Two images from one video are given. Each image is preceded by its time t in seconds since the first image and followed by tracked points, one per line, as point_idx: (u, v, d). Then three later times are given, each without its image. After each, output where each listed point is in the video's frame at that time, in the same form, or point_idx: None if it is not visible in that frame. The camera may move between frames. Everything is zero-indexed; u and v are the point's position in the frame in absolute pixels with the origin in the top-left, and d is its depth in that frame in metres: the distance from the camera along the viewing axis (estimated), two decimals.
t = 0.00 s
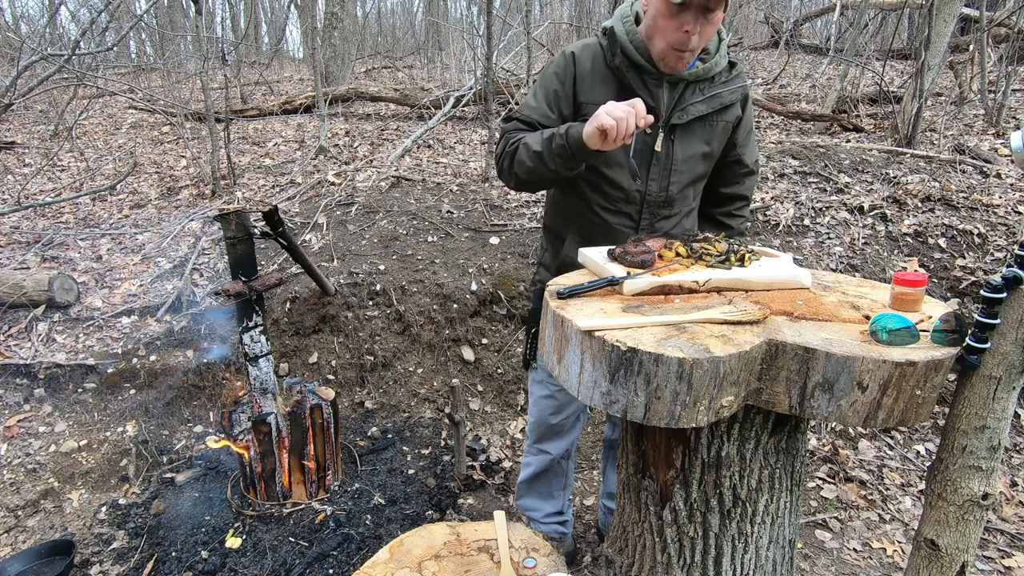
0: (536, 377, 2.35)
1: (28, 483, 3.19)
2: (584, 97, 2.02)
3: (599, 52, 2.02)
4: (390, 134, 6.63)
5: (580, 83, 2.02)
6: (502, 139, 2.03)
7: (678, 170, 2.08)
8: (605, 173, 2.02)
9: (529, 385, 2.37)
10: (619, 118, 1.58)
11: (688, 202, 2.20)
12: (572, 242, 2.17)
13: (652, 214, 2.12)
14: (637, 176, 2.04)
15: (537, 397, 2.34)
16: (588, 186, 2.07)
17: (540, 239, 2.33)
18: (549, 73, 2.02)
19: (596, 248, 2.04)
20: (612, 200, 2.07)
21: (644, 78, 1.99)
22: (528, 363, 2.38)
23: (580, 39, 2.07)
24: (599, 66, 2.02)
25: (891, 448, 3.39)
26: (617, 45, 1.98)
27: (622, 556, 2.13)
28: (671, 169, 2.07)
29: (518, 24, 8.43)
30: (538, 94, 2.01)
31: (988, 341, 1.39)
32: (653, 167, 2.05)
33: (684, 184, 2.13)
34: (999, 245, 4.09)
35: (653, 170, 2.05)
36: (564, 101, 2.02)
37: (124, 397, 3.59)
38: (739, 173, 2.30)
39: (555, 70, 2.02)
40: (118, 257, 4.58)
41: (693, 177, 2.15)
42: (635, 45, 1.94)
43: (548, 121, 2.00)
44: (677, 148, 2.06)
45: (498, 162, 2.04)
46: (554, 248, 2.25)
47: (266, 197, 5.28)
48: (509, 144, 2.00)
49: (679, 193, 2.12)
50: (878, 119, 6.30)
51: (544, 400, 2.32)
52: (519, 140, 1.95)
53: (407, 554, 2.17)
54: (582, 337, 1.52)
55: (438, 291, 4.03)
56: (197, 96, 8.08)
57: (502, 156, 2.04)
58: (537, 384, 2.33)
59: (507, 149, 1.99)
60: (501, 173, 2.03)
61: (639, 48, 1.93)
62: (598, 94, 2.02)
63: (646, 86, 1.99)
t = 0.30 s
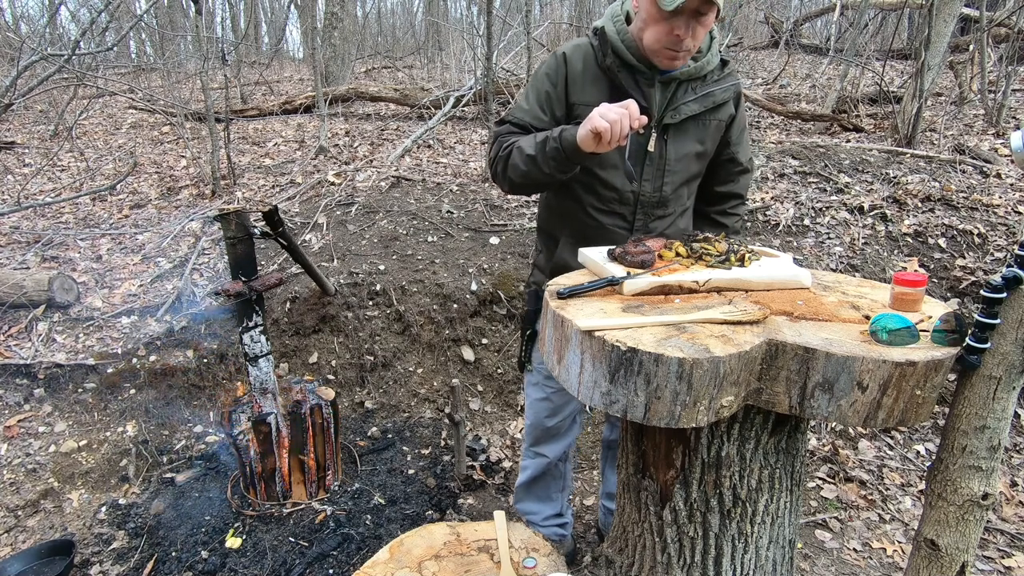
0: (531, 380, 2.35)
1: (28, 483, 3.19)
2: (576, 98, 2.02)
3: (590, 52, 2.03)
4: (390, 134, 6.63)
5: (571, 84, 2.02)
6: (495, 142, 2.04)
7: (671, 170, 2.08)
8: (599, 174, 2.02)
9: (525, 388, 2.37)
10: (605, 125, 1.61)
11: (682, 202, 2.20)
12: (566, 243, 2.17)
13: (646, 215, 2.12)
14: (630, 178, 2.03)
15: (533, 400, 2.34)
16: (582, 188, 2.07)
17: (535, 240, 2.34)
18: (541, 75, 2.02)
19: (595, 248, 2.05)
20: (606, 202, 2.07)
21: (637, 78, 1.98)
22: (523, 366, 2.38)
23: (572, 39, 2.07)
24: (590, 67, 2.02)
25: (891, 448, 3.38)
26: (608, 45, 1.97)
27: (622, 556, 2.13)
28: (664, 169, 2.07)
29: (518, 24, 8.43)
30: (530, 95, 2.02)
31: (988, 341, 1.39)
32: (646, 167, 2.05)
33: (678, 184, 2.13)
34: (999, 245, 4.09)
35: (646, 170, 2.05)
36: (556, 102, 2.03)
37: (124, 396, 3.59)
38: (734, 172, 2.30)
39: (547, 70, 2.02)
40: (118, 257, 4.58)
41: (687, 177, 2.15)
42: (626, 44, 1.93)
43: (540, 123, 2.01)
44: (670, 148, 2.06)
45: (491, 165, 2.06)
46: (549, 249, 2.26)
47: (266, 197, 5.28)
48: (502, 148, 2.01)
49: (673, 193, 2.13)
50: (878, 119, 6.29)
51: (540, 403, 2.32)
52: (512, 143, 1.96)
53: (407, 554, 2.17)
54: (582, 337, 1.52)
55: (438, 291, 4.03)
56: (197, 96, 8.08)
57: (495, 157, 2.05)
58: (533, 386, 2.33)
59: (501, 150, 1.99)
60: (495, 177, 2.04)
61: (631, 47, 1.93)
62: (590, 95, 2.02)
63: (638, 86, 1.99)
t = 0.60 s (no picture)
0: (521, 384, 2.36)
1: (28, 483, 3.19)
2: (564, 100, 2.03)
3: (575, 53, 2.01)
4: (390, 134, 6.63)
5: (559, 86, 2.02)
6: (483, 147, 2.04)
7: (663, 169, 2.09)
8: (590, 176, 2.02)
9: (515, 392, 2.37)
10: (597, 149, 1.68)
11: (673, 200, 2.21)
12: (558, 245, 2.16)
13: (639, 215, 2.11)
14: (623, 180, 2.03)
15: (524, 405, 2.34)
16: (573, 190, 2.06)
17: (525, 242, 2.33)
18: (527, 78, 2.02)
19: (595, 248, 2.04)
20: (598, 203, 2.07)
21: (625, 79, 1.96)
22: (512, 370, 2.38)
23: (558, 41, 2.06)
24: (577, 68, 2.01)
25: (892, 448, 3.38)
26: (594, 45, 1.96)
27: (622, 556, 2.13)
28: (656, 169, 2.08)
29: (518, 24, 8.43)
30: (518, 100, 2.01)
31: (988, 341, 1.39)
32: (638, 166, 2.05)
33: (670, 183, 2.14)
34: (999, 245, 4.09)
35: (638, 170, 2.06)
36: (544, 106, 2.04)
37: (124, 396, 3.59)
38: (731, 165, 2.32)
39: (534, 73, 2.02)
40: (118, 257, 4.58)
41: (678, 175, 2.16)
42: (613, 44, 1.92)
43: (528, 127, 2.02)
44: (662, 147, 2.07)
45: (480, 171, 2.06)
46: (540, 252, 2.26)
47: (266, 197, 5.28)
48: (490, 154, 2.01)
49: (664, 192, 2.13)
50: (878, 119, 6.30)
51: (532, 407, 2.33)
52: (501, 151, 1.96)
53: (407, 554, 2.17)
54: (582, 337, 1.52)
55: (438, 291, 4.03)
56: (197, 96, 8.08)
57: (483, 163, 2.05)
58: (523, 390, 2.34)
59: (489, 158, 1.99)
60: (484, 183, 2.05)
61: (618, 47, 1.91)
62: (578, 96, 2.02)
63: (627, 87, 1.97)
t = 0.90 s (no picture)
0: (520, 392, 2.36)
1: (28, 483, 3.19)
2: (546, 102, 2.02)
3: (554, 55, 2.02)
4: (390, 135, 6.62)
5: (541, 89, 2.01)
6: (477, 161, 2.04)
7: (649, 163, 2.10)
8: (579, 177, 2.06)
9: (514, 399, 2.38)
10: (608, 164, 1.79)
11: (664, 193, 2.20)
12: (550, 250, 2.15)
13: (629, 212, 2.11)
14: (616, 179, 2.03)
15: (524, 411, 2.35)
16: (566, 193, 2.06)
17: (515, 250, 2.32)
18: (509, 85, 2.02)
19: (596, 248, 2.04)
20: (590, 203, 2.07)
21: (605, 76, 1.97)
22: (510, 378, 2.39)
23: (534, 45, 2.07)
24: (556, 69, 2.01)
25: (891, 448, 3.38)
26: (572, 45, 1.97)
27: (622, 556, 2.13)
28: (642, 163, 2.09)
29: (518, 24, 8.42)
30: (503, 110, 2.02)
31: (988, 341, 1.39)
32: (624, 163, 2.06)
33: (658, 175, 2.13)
34: (999, 245, 4.09)
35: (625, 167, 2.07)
36: (528, 111, 2.04)
37: (124, 396, 3.59)
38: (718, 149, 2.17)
39: (514, 79, 2.01)
40: (118, 257, 4.58)
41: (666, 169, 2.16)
42: (590, 43, 1.94)
43: (517, 135, 2.03)
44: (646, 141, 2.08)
45: (475, 186, 2.05)
46: (532, 259, 2.25)
47: (266, 197, 5.28)
48: (486, 168, 2.01)
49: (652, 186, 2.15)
50: (878, 119, 6.29)
51: (531, 413, 2.33)
52: (501, 166, 1.98)
53: (407, 554, 2.17)
54: (583, 337, 1.52)
55: (438, 291, 4.03)
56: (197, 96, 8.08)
57: (479, 182, 2.04)
58: (523, 397, 2.35)
59: (488, 177, 1.99)
60: (482, 198, 2.05)
61: (595, 45, 1.93)
62: (560, 97, 2.01)
63: (607, 83, 1.98)
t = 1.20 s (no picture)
0: (509, 396, 2.37)
1: (28, 483, 3.19)
2: (524, 104, 2.01)
3: (529, 55, 2.02)
4: (390, 135, 6.62)
5: (517, 90, 2.01)
6: (458, 164, 2.03)
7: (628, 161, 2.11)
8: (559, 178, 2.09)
9: (503, 404, 2.39)
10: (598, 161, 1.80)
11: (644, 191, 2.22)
12: (532, 253, 2.14)
13: (610, 211, 2.11)
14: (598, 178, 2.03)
15: (514, 414, 2.35)
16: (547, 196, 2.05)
17: (496, 253, 2.31)
18: (485, 86, 2.01)
19: (596, 248, 2.05)
20: (572, 204, 2.07)
21: (581, 75, 1.98)
22: (497, 383, 2.40)
23: (508, 45, 2.06)
24: (533, 69, 2.00)
25: (892, 448, 3.38)
26: (547, 46, 1.97)
27: (622, 556, 2.13)
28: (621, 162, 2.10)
29: (518, 24, 8.41)
30: (480, 111, 2.01)
31: (988, 341, 1.39)
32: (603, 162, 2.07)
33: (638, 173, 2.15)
34: (999, 245, 4.09)
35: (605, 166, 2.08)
36: (506, 112, 2.03)
37: (124, 396, 3.59)
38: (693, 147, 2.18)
39: (490, 82, 2.01)
40: (118, 257, 4.57)
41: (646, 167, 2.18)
42: (565, 42, 1.93)
43: (495, 138, 2.03)
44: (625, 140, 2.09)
45: (456, 189, 2.04)
46: (514, 262, 2.24)
47: (266, 197, 5.28)
48: (467, 171, 2.00)
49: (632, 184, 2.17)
50: (878, 119, 6.30)
51: (522, 415, 2.34)
52: (483, 169, 1.96)
53: (407, 554, 2.17)
54: (583, 337, 1.52)
55: (438, 291, 4.03)
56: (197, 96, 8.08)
57: (461, 185, 2.03)
58: (512, 401, 2.35)
59: (471, 180, 1.98)
60: (464, 201, 2.04)
61: (570, 44, 1.93)
62: (537, 98, 2.01)
63: (584, 83, 1.98)
